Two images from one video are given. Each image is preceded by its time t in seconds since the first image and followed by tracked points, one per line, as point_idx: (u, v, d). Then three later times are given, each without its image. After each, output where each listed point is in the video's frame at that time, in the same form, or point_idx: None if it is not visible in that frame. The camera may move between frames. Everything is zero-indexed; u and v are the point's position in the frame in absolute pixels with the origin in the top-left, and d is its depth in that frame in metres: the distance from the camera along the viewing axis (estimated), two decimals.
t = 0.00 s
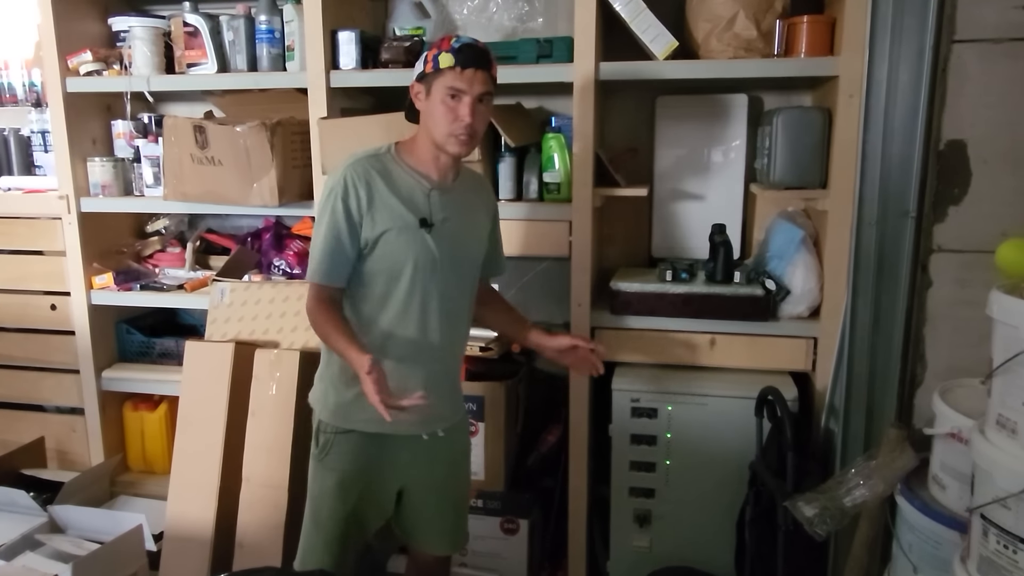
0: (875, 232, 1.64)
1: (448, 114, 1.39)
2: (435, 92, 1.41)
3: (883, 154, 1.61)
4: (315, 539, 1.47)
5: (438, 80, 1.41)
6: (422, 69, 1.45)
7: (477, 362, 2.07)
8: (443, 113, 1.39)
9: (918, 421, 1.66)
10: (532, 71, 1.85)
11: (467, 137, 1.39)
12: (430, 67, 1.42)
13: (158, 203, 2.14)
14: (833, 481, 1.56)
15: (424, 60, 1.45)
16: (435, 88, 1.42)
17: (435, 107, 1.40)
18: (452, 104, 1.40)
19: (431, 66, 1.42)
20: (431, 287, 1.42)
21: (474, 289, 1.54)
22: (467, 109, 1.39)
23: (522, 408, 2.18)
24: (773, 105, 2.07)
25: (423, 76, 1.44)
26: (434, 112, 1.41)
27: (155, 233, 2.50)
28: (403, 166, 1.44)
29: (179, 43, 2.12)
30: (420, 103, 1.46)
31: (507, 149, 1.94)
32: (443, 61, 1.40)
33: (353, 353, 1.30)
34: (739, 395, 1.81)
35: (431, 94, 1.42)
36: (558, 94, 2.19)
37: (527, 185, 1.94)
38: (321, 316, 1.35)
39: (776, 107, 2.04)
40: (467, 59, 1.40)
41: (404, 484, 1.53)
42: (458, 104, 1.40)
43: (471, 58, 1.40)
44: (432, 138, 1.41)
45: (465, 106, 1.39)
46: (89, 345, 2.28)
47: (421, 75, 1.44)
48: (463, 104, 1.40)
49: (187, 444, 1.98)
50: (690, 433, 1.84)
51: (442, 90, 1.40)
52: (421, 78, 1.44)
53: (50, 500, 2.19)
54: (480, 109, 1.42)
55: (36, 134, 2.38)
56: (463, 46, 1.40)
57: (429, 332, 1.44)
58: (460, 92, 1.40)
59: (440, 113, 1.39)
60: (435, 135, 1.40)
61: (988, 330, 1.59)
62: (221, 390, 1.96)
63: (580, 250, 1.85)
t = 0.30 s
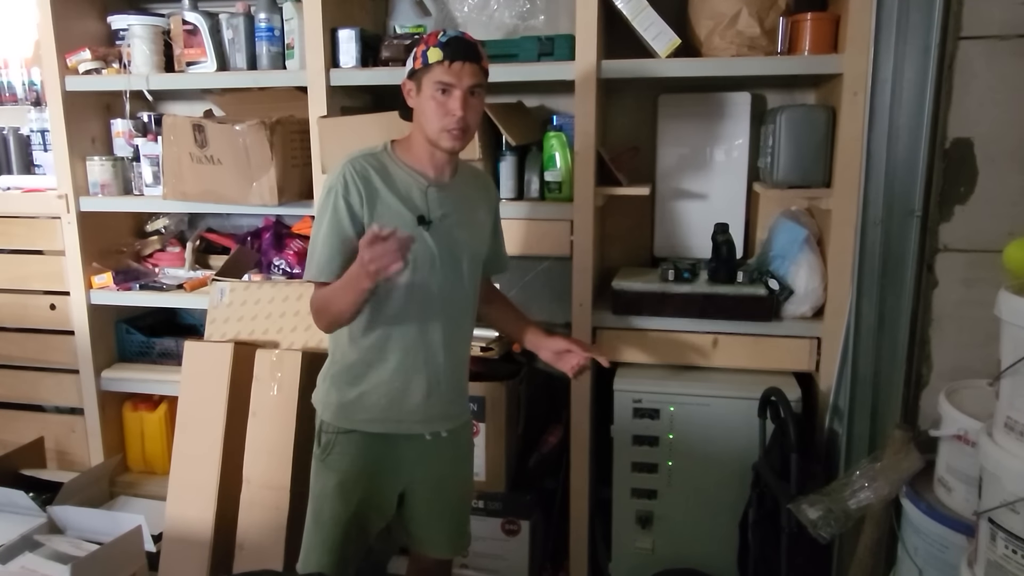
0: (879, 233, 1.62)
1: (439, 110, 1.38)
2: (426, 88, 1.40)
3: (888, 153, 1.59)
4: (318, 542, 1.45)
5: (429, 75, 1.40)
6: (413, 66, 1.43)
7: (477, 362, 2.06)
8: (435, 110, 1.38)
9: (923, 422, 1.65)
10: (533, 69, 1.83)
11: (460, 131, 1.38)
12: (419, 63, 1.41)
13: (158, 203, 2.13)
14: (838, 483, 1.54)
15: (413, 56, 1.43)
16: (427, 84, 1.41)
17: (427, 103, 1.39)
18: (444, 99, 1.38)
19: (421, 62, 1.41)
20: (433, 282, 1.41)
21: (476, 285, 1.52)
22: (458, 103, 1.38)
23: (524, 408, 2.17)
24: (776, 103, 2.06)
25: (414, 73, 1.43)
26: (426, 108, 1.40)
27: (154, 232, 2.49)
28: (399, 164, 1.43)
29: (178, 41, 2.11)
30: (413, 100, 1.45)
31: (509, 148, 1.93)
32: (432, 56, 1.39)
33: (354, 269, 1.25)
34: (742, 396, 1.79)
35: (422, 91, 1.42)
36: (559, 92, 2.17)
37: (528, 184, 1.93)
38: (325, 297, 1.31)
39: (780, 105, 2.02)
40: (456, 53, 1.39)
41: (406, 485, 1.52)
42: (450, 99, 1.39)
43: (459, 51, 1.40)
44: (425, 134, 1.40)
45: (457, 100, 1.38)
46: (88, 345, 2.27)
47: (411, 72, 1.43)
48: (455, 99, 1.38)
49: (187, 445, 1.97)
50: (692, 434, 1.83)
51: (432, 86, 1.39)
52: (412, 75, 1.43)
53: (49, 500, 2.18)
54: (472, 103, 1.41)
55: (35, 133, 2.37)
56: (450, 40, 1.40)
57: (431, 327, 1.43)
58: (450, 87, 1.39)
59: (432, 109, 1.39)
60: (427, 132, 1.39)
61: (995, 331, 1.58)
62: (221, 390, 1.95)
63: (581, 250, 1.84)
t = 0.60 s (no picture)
0: (884, 232, 1.63)
1: (462, 118, 1.38)
2: (449, 94, 1.37)
3: (893, 153, 1.59)
4: (331, 551, 1.45)
5: (455, 83, 1.38)
6: (432, 65, 1.36)
7: (479, 364, 2.07)
8: (460, 119, 1.37)
9: (928, 425, 1.63)
10: (535, 69, 1.82)
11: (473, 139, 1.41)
12: (448, 66, 1.36)
13: (159, 204, 2.12)
14: (843, 485, 1.54)
15: (433, 56, 1.37)
16: (448, 89, 1.38)
17: (449, 108, 1.37)
18: (467, 108, 1.39)
19: (450, 66, 1.36)
20: (436, 279, 1.41)
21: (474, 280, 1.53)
22: (480, 114, 1.40)
23: (526, 410, 2.17)
24: (779, 104, 2.05)
25: (433, 74, 1.37)
26: (447, 114, 1.37)
27: (156, 233, 2.48)
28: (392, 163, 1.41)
29: (179, 42, 2.10)
30: (423, 102, 1.39)
31: (511, 149, 1.92)
32: (465, 64, 1.37)
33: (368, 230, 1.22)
34: (745, 397, 1.78)
35: (440, 94, 1.38)
36: (562, 93, 2.16)
37: (530, 185, 1.93)
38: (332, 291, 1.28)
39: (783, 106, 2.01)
40: (481, 65, 1.40)
41: (417, 489, 1.51)
42: (470, 108, 1.39)
43: (482, 62, 1.41)
44: (437, 140, 1.38)
45: (477, 110, 1.40)
46: (89, 347, 2.26)
47: (433, 73, 1.36)
48: (476, 109, 1.40)
49: (188, 447, 1.96)
50: (695, 435, 1.82)
51: (458, 92, 1.38)
52: (428, 75, 1.37)
53: (50, 502, 2.18)
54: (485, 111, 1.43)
55: (36, 134, 2.37)
56: (478, 50, 1.39)
57: (436, 325, 1.42)
58: (473, 96, 1.39)
59: (456, 117, 1.37)
60: (445, 138, 1.38)
61: (1000, 332, 1.58)
62: (221, 391, 1.95)
63: (583, 251, 1.83)
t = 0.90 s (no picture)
0: (889, 233, 1.62)
1: (467, 123, 1.39)
2: (457, 99, 1.38)
3: (897, 153, 1.59)
4: (347, 557, 1.44)
5: (462, 88, 1.38)
6: (444, 69, 1.36)
7: (481, 365, 2.05)
8: (465, 125, 1.39)
9: (933, 425, 1.64)
10: (539, 70, 1.82)
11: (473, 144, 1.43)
12: (459, 71, 1.37)
13: (162, 205, 2.13)
14: (848, 487, 1.53)
15: (444, 61, 1.36)
16: (457, 94, 1.38)
17: (457, 113, 1.38)
18: (472, 114, 1.40)
19: (461, 72, 1.37)
20: (441, 277, 1.43)
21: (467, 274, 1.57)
22: (482, 119, 1.43)
23: (528, 410, 2.17)
24: (783, 104, 2.04)
25: (444, 78, 1.36)
26: (454, 120, 1.38)
27: (159, 234, 2.49)
28: (390, 163, 1.40)
29: (182, 43, 2.10)
30: (433, 107, 1.37)
31: (513, 149, 1.92)
32: (476, 70, 1.39)
33: (455, 279, 1.26)
34: (749, 398, 1.78)
35: (449, 99, 1.38)
36: (564, 93, 2.16)
37: (533, 185, 1.92)
38: (370, 322, 1.31)
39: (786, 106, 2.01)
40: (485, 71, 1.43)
41: (427, 489, 1.51)
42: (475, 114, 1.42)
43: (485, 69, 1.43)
44: (439, 143, 1.40)
45: (480, 116, 1.42)
46: (93, 347, 2.26)
47: (445, 77, 1.36)
48: (478, 114, 1.42)
49: (191, 448, 1.96)
50: (699, 436, 1.81)
51: (466, 99, 1.38)
52: (440, 79, 1.36)
53: (54, 503, 2.18)
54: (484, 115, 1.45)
55: (40, 135, 2.38)
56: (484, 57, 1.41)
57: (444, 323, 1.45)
58: (477, 102, 1.41)
59: (462, 123, 1.39)
60: (448, 143, 1.39)
61: (1005, 333, 1.58)
62: (223, 391, 1.95)
63: (586, 251, 1.83)
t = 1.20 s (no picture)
0: (892, 235, 1.62)
1: (461, 118, 1.39)
2: (446, 94, 1.38)
3: (901, 154, 1.59)
4: (351, 559, 1.44)
5: (450, 82, 1.38)
6: (427, 64, 1.37)
7: (484, 365, 2.04)
8: (457, 119, 1.39)
9: (936, 426, 1.66)
10: (542, 70, 1.83)
11: (473, 139, 1.42)
12: (442, 65, 1.37)
13: (166, 205, 2.13)
14: (850, 488, 1.53)
15: (429, 56, 1.37)
16: (444, 89, 1.38)
17: (447, 108, 1.38)
18: (464, 108, 1.40)
19: (445, 65, 1.37)
20: (447, 280, 1.45)
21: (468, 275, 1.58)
22: (478, 113, 1.41)
23: (531, 411, 2.17)
24: (786, 105, 2.04)
25: (428, 73, 1.37)
26: (444, 115, 1.39)
27: (162, 234, 2.49)
28: (396, 164, 1.41)
29: (186, 44, 2.11)
30: (421, 103, 1.40)
31: (517, 149, 1.92)
32: (460, 62, 1.37)
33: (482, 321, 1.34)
34: (752, 399, 1.78)
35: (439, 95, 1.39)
36: (567, 94, 2.16)
37: (536, 185, 1.92)
38: (380, 335, 1.31)
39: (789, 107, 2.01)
40: (476, 64, 1.41)
41: (427, 490, 1.51)
42: (469, 108, 1.41)
43: (478, 62, 1.42)
44: (438, 142, 1.40)
45: (475, 110, 1.41)
46: (96, 347, 2.27)
47: (428, 73, 1.37)
48: (473, 108, 1.41)
49: (194, 448, 1.97)
50: (702, 437, 1.82)
51: (454, 92, 1.38)
52: (425, 75, 1.37)
53: (57, 502, 2.18)
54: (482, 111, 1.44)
55: (43, 136, 2.36)
56: (473, 50, 1.40)
57: (448, 324, 1.46)
58: (471, 96, 1.40)
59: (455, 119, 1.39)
60: (445, 140, 1.40)
61: (1010, 334, 1.59)
62: (225, 391, 1.95)
63: (589, 252, 1.83)
